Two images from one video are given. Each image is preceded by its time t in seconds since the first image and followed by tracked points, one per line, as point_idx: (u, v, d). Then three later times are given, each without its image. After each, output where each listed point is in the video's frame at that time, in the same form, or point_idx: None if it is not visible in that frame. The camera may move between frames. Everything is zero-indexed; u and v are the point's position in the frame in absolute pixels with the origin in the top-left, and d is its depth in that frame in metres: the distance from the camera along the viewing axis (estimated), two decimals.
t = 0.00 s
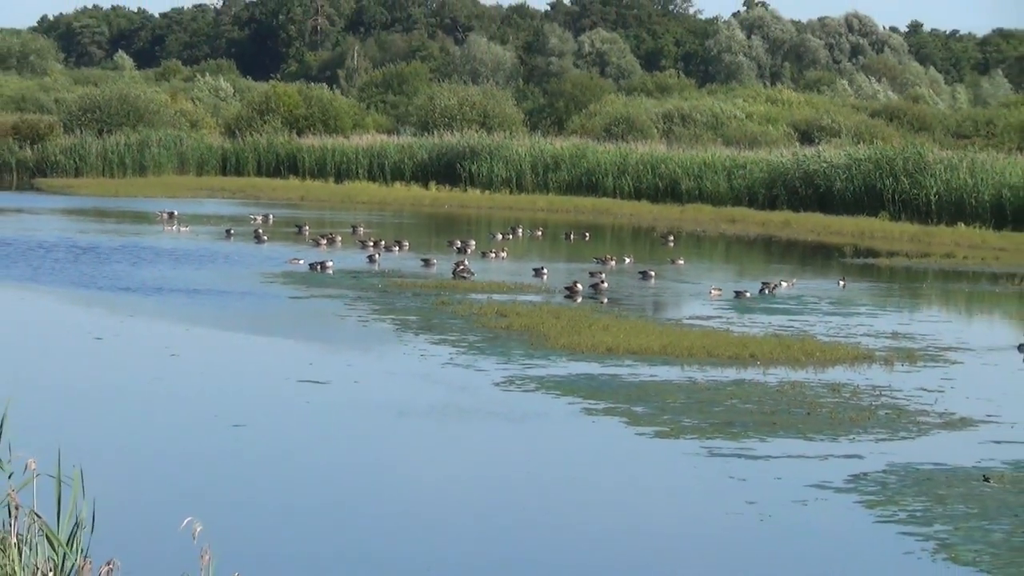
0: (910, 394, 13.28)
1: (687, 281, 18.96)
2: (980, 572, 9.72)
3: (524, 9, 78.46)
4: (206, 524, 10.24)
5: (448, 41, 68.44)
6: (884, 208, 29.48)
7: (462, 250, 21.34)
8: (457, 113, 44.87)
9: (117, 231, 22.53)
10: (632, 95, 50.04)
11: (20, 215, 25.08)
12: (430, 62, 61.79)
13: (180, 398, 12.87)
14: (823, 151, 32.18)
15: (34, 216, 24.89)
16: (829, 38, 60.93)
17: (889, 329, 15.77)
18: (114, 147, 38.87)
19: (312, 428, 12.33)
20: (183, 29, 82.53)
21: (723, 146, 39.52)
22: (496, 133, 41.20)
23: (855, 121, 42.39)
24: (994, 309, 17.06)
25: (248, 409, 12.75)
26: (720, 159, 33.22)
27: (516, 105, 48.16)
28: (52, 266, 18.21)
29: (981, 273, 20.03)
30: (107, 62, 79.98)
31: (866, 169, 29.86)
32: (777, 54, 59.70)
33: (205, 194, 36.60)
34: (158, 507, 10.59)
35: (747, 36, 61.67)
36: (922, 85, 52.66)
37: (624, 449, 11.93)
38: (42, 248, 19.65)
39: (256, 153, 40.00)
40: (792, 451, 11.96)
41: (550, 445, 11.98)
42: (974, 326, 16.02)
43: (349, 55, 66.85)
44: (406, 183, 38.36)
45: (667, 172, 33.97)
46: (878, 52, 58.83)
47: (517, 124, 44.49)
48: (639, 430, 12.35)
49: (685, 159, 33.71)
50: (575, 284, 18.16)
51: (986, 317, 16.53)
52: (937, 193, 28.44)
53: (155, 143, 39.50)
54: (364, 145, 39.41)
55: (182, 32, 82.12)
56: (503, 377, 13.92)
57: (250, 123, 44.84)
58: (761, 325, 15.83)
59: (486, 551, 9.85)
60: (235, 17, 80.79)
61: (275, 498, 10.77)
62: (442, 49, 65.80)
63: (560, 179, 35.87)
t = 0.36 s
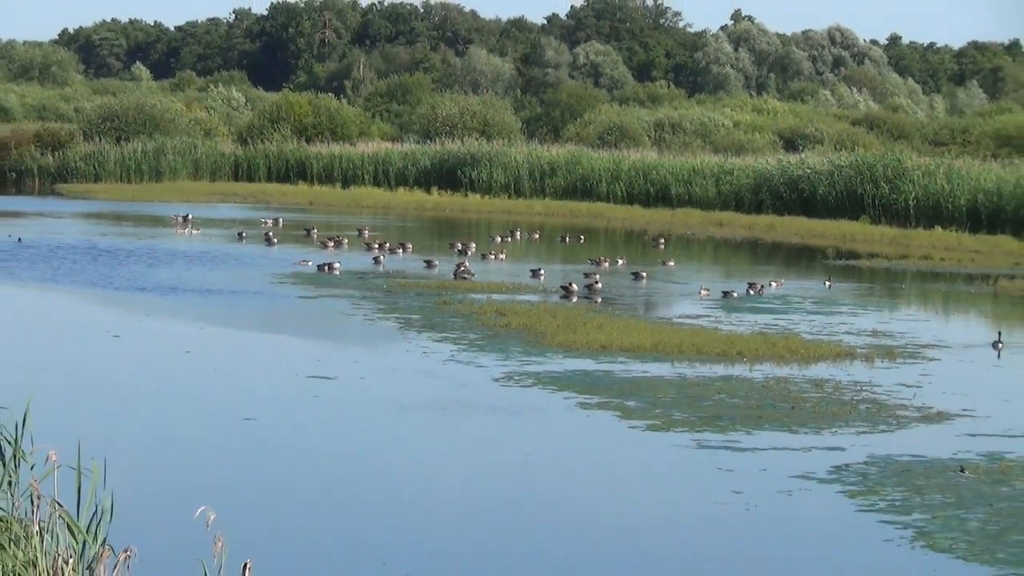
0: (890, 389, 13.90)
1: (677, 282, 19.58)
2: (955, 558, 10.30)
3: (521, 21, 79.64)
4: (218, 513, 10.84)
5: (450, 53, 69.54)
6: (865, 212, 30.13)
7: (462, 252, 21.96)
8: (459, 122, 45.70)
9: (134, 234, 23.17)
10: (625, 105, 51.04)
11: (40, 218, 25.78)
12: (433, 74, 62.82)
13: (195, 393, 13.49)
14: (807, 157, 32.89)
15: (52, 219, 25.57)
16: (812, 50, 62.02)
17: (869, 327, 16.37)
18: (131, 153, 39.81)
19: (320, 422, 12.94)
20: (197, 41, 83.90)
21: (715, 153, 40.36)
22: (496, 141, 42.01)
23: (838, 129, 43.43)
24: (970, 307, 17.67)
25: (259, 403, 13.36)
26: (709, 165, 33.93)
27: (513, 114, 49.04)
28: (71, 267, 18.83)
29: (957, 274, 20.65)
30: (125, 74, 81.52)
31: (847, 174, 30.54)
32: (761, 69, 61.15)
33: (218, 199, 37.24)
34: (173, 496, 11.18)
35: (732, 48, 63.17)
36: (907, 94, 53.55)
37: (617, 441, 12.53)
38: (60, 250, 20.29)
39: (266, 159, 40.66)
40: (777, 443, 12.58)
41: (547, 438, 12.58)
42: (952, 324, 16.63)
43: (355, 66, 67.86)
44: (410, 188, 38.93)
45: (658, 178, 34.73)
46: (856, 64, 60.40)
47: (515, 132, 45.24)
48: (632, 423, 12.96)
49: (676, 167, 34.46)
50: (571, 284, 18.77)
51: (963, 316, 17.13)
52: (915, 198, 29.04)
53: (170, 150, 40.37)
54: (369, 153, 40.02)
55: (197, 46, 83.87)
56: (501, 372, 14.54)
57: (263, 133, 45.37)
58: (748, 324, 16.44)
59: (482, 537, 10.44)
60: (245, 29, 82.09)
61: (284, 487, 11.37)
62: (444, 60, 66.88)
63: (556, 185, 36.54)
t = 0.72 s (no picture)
0: (871, 382, 14.53)
1: (668, 281, 20.21)
2: (933, 544, 10.88)
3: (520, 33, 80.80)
4: (230, 502, 11.44)
5: (451, 63, 70.88)
6: (848, 215, 30.75)
7: (463, 253, 22.58)
8: (460, 128, 46.21)
9: (150, 235, 23.84)
10: (620, 113, 52.05)
11: (59, 220, 26.50)
12: (435, 82, 64.10)
13: (209, 387, 14.13)
14: (793, 162, 33.60)
15: (69, 221, 26.28)
16: (797, 61, 62.91)
17: (852, 324, 17.00)
18: (149, 158, 40.86)
19: (329, 415, 13.56)
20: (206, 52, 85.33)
21: (706, 158, 41.12)
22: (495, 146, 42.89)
23: (823, 135, 44.27)
24: (947, 305, 18.28)
25: (269, 397, 13.98)
26: (700, 169, 34.61)
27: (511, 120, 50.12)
28: (89, 266, 19.48)
29: (935, 273, 21.27)
30: (140, 82, 83.12)
31: (830, 178, 31.21)
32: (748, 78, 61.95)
33: (231, 202, 38.03)
34: (187, 485, 11.79)
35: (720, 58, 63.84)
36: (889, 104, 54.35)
37: (612, 433, 13.16)
38: (78, 250, 20.94)
39: (276, 164, 41.34)
40: (764, 434, 13.20)
41: (544, 430, 13.20)
42: (930, 322, 17.26)
43: (361, 75, 69.17)
44: (413, 192, 39.57)
45: (650, 181, 35.31)
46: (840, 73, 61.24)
47: (514, 139, 45.88)
48: (625, 416, 13.58)
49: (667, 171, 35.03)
50: (567, 282, 19.39)
51: (941, 314, 17.76)
52: (896, 200, 29.69)
53: (185, 155, 41.30)
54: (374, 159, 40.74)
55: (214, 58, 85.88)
56: (499, 367, 15.17)
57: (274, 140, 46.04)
58: (736, 321, 17.07)
59: (479, 524, 11.03)
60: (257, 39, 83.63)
61: (292, 477, 11.97)
62: (446, 69, 68.17)
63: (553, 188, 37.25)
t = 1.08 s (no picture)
0: (854, 378, 15.18)
1: (660, 281, 20.86)
2: (912, 532, 11.49)
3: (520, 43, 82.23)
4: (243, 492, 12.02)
5: (454, 74, 72.37)
6: (831, 218, 31.52)
7: (464, 254, 23.25)
8: (461, 136, 47.68)
9: (165, 237, 24.55)
10: (616, 121, 53.13)
11: (76, 223, 27.27)
12: (436, 92, 65.55)
13: (222, 383, 14.75)
14: (780, 168, 34.68)
15: (86, 224, 27.02)
16: (782, 71, 63.81)
17: (835, 322, 17.65)
18: (165, 164, 42.74)
19: (337, 409, 14.20)
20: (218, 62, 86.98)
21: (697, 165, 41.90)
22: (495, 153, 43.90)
23: (807, 143, 45.22)
24: (926, 304, 18.93)
25: (280, 391, 14.63)
26: (692, 176, 35.89)
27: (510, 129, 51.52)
28: (106, 267, 20.15)
29: (916, 273, 21.93)
30: (154, 93, 84.84)
31: (815, 184, 32.05)
32: (737, 87, 62.68)
33: (243, 207, 39.15)
34: (203, 477, 12.38)
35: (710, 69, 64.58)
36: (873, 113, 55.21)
37: (606, 427, 13.78)
38: (94, 251, 21.61)
39: (286, 169, 43.68)
40: (751, 428, 13.84)
41: (542, 424, 13.82)
42: (911, 320, 17.91)
43: (368, 86, 70.70)
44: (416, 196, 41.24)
45: (643, 187, 36.68)
46: (824, 83, 62.06)
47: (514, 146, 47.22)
48: (619, 410, 14.22)
49: (659, 177, 36.46)
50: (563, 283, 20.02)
51: (921, 312, 18.41)
52: (876, 205, 30.35)
53: (200, 161, 43.18)
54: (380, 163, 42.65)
55: (224, 68, 87.56)
56: (498, 364, 15.81)
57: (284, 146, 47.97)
58: (725, 319, 17.72)
59: (478, 513, 11.61)
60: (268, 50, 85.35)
61: (302, 469, 12.57)
62: (449, 79, 69.59)
63: (549, 193, 38.74)
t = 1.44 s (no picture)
0: (837, 374, 15.85)
1: (652, 280, 21.53)
2: (892, 521, 12.15)
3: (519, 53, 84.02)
4: (255, 483, 12.66)
5: (456, 83, 73.84)
6: (817, 221, 32.26)
7: (465, 255, 23.95)
8: (463, 142, 48.65)
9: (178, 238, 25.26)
10: (612, 127, 54.30)
11: (93, 225, 28.02)
12: (438, 101, 66.84)
13: (235, 378, 15.41)
14: (766, 173, 35.47)
15: (103, 226, 27.77)
16: (769, 81, 65.02)
17: (820, 320, 18.30)
18: (179, 169, 44.33)
19: (345, 403, 14.85)
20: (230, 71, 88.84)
21: (689, 170, 42.68)
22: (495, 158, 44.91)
23: (793, 148, 46.43)
24: (907, 303, 19.61)
25: (289, 386, 15.29)
26: (683, 181, 36.82)
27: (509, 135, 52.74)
28: (123, 266, 20.83)
29: (896, 273, 22.60)
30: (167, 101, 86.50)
31: (800, 188, 32.84)
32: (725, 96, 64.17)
33: (254, 210, 40.08)
34: (217, 469, 13.01)
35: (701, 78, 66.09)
36: (859, 120, 56.23)
37: (602, 420, 14.44)
38: (111, 252, 22.28)
39: (295, 174, 44.72)
40: (740, 421, 14.49)
41: (540, 418, 14.48)
42: (891, 317, 18.59)
43: (373, 94, 72.11)
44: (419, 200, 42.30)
45: (637, 190, 37.56)
46: (809, 92, 63.46)
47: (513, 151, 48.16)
48: (613, 404, 14.88)
49: (652, 182, 37.36)
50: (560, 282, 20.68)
51: (902, 310, 19.08)
52: (859, 208, 31.09)
53: (212, 166, 44.67)
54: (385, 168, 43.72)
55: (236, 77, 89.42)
56: (498, 360, 16.47)
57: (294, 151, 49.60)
58: (714, 317, 18.38)
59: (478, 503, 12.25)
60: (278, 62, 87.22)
61: (311, 460, 13.21)
62: (451, 88, 71.09)
63: (547, 197, 39.63)
